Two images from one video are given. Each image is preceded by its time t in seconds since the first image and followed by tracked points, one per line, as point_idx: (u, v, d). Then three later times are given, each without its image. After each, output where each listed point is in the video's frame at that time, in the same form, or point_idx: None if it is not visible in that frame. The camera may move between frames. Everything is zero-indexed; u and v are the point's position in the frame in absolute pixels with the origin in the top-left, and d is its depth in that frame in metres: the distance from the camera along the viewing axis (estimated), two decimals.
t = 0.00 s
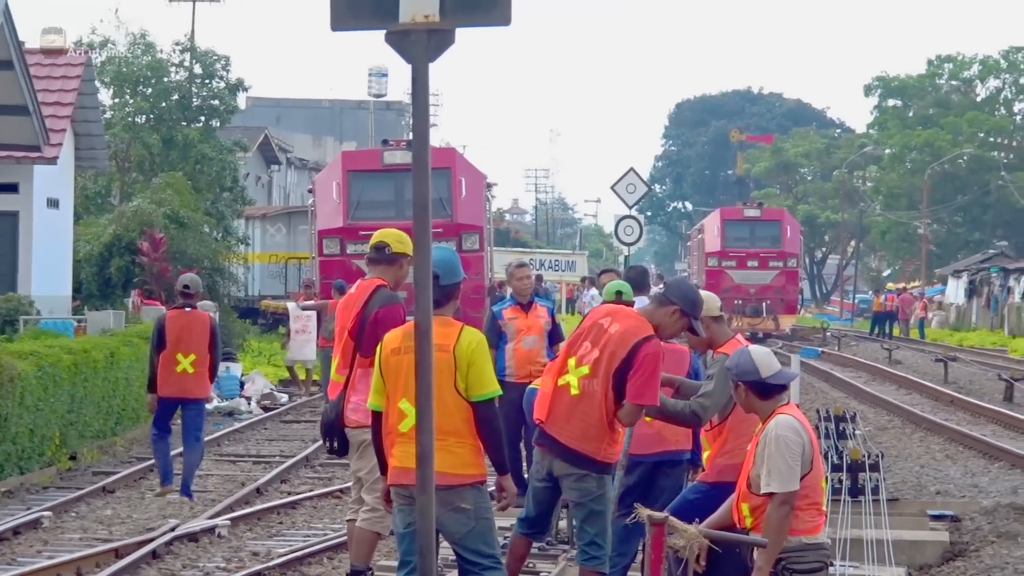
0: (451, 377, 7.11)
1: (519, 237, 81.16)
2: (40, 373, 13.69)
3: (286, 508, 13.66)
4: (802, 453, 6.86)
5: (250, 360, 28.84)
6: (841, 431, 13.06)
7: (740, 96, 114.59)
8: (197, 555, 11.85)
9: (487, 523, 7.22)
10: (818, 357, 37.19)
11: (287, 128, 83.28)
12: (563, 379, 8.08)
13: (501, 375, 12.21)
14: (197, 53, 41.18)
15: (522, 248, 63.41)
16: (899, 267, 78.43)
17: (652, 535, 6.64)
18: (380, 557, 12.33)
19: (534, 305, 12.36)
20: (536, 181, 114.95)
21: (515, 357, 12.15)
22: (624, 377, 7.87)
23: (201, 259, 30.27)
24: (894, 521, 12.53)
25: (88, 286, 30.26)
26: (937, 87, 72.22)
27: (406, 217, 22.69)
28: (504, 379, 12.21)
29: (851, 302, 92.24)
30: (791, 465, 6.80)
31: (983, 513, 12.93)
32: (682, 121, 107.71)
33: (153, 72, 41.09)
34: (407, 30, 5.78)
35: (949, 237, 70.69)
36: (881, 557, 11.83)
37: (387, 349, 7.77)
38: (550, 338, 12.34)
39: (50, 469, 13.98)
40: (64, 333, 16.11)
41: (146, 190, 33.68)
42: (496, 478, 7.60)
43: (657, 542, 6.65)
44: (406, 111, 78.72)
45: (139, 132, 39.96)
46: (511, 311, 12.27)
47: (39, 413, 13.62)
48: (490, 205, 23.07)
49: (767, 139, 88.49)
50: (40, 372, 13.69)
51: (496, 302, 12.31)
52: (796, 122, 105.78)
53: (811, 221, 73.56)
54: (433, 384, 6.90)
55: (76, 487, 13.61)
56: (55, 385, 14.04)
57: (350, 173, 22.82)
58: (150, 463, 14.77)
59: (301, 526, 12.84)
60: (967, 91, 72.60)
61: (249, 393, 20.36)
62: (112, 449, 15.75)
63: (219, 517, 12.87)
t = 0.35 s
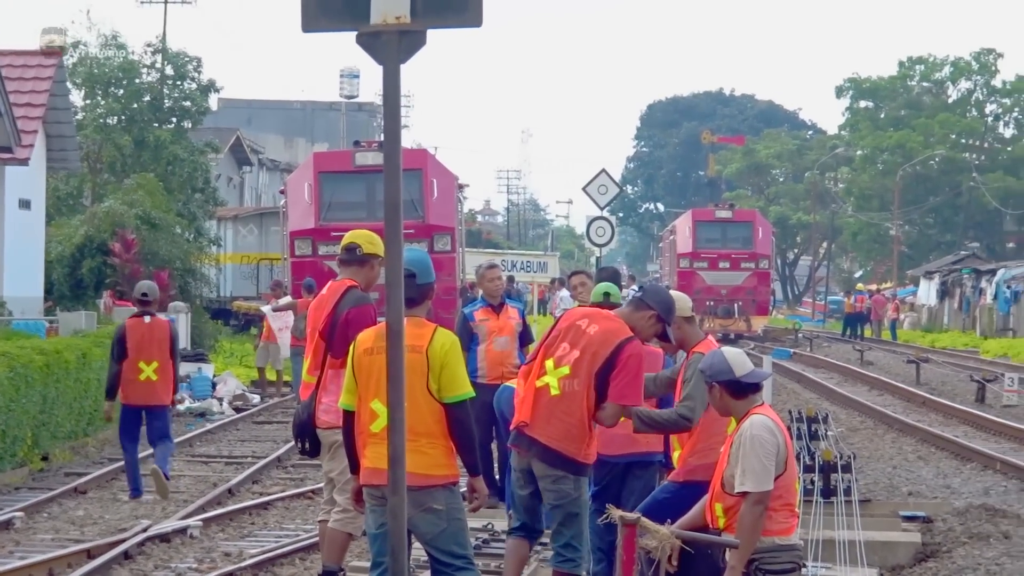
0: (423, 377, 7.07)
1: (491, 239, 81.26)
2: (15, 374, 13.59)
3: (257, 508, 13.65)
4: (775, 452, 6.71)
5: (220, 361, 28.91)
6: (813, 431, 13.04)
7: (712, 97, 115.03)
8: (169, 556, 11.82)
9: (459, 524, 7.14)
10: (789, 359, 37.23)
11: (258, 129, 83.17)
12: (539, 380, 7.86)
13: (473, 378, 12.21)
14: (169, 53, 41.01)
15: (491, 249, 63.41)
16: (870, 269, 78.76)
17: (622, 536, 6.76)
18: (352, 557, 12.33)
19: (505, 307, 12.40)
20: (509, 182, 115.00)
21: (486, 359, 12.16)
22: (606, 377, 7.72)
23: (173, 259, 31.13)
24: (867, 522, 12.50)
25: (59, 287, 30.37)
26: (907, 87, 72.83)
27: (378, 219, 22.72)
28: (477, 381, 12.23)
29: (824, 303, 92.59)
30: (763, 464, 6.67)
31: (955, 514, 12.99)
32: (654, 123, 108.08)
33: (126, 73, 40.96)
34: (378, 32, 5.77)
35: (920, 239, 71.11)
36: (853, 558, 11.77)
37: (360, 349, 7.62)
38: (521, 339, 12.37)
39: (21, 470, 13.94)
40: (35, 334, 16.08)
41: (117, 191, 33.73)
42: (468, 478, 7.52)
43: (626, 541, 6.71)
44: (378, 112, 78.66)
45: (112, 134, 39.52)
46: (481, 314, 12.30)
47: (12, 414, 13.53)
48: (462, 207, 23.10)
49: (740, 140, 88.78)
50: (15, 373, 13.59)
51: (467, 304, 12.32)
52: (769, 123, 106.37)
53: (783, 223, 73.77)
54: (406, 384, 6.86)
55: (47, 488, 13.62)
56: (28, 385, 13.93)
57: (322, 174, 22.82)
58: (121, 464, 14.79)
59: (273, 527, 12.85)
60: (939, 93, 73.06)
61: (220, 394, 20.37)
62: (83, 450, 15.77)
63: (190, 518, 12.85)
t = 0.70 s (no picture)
0: (406, 374, 7.05)
1: (471, 237, 81.20)
2: None
3: (237, 506, 13.63)
4: (756, 449, 6.48)
5: (200, 359, 28.96)
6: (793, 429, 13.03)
7: (693, 95, 115.37)
8: (149, 554, 11.82)
9: (439, 521, 7.13)
10: (770, 357, 37.26)
11: (238, 127, 83.01)
12: (519, 384, 7.75)
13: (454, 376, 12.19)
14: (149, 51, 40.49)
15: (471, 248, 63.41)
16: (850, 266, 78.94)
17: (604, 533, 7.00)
18: (332, 555, 12.32)
19: (486, 304, 12.42)
20: (489, 179, 115.04)
21: (465, 356, 12.15)
22: (588, 373, 7.69)
23: (154, 257, 31.59)
24: (846, 520, 12.50)
25: (40, 285, 30.46)
26: (887, 86, 73.19)
27: (358, 217, 22.75)
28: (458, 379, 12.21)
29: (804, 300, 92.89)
30: (745, 461, 6.42)
31: (935, 512, 13.01)
32: (633, 120, 108.30)
33: (105, 70, 39.83)
34: (359, 29, 5.81)
35: (901, 237, 71.34)
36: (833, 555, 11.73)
37: (340, 348, 7.51)
38: (502, 337, 12.37)
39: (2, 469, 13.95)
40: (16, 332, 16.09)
41: (95, 188, 33.69)
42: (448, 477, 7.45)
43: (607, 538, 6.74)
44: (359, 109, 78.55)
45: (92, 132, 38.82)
46: (462, 311, 12.32)
47: None
48: (442, 205, 23.13)
49: (720, 138, 88.95)
50: None
51: (447, 302, 12.32)
52: (749, 121, 106.89)
53: (763, 221, 73.90)
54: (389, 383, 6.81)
55: (27, 486, 13.65)
56: (9, 384, 13.88)
57: (302, 172, 22.86)
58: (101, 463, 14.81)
59: (253, 525, 12.84)
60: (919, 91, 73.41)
61: (200, 392, 20.38)
62: (63, 447, 15.80)
63: (169, 516, 12.85)
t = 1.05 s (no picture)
0: (391, 378, 7.01)
1: (457, 238, 81.06)
2: None
3: (223, 507, 13.62)
4: (742, 451, 6.45)
5: (186, 358, 28.97)
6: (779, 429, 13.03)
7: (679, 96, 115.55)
8: (135, 555, 11.79)
9: (425, 521, 7.11)
10: (756, 358, 37.26)
11: (225, 127, 82.86)
12: (489, 404, 7.70)
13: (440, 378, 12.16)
14: (135, 50, 40.58)
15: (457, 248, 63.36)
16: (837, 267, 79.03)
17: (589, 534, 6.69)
18: (318, 556, 12.31)
19: (472, 304, 12.39)
20: (476, 180, 114.97)
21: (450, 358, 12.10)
22: (554, 378, 7.68)
23: (140, 258, 31.67)
24: (833, 520, 12.48)
25: (26, 285, 30.29)
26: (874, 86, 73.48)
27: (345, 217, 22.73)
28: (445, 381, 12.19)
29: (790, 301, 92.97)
30: (732, 462, 6.39)
31: (921, 513, 13.01)
32: (620, 121, 108.42)
33: (91, 71, 39.89)
34: (345, 29, 5.78)
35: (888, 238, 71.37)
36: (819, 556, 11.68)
37: (327, 347, 7.48)
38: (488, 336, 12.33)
39: None
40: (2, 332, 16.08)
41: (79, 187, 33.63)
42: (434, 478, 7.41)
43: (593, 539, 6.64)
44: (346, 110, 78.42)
45: (77, 132, 38.62)
46: (449, 311, 12.28)
47: None
48: (428, 205, 23.16)
49: (706, 139, 88.97)
50: None
51: (433, 302, 12.30)
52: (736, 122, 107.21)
53: (750, 222, 73.83)
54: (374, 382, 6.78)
55: (13, 487, 13.65)
56: None
57: (288, 173, 22.85)
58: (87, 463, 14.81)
59: (240, 526, 12.83)
60: (905, 92, 73.69)
61: (186, 392, 20.36)
62: (49, 448, 15.79)
63: (156, 517, 12.83)
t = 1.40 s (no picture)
0: (387, 379, 6.98)
1: (453, 242, 80.86)
2: None
3: (218, 513, 13.61)
4: (739, 455, 6.43)
5: (181, 363, 28.97)
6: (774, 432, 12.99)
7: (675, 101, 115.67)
8: (130, 559, 11.77)
9: (420, 526, 7.09)
10: (751, 362, 37.24)
11: (220, 132, 82.82)
12: (473, 411, 7.69)
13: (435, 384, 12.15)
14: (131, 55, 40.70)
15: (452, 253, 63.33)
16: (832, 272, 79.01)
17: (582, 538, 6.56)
18: (313, 561, 12.29)
19: (469, 310, 12.35)
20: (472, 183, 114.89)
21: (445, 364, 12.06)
22: (537, 374, 7.71)
23: (133, 262, 32.00)
24: (828, 525, 12.45)
25: (21, 289, 30.09)
26: (870, 91, 73.70)
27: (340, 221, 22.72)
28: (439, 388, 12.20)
29: (785, 306, 92.89)
30: (728, 466, 6.38)
31: (917, 518, 12.98)
32: (615, 125, 108.50)
33: (86, 74, 39.78)
34: (338, 34, 5.68)
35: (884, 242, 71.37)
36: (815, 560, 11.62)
37: (321, 352, 7.44)
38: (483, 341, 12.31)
39: None
40: None
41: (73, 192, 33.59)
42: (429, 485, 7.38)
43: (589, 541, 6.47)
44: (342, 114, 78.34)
45: (73, 136, 38.32)
46: (444, 316, 12.22)
47: None
48: (423, 210, 23.16)
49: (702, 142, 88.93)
50: None
51: (429, 306, 12.27)
52: (732, 126, 107.32)
53: (745, 227, 73.75)
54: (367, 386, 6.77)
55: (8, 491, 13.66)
56: None
57: (283, 177, 22.86)
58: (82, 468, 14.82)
59: (235, 531, 12.82)
60: (901, 96, 73.80)
61: (181, 397, 20.34)
62: (44, 452, 15.78)
63: (150, 521, 12.82)
